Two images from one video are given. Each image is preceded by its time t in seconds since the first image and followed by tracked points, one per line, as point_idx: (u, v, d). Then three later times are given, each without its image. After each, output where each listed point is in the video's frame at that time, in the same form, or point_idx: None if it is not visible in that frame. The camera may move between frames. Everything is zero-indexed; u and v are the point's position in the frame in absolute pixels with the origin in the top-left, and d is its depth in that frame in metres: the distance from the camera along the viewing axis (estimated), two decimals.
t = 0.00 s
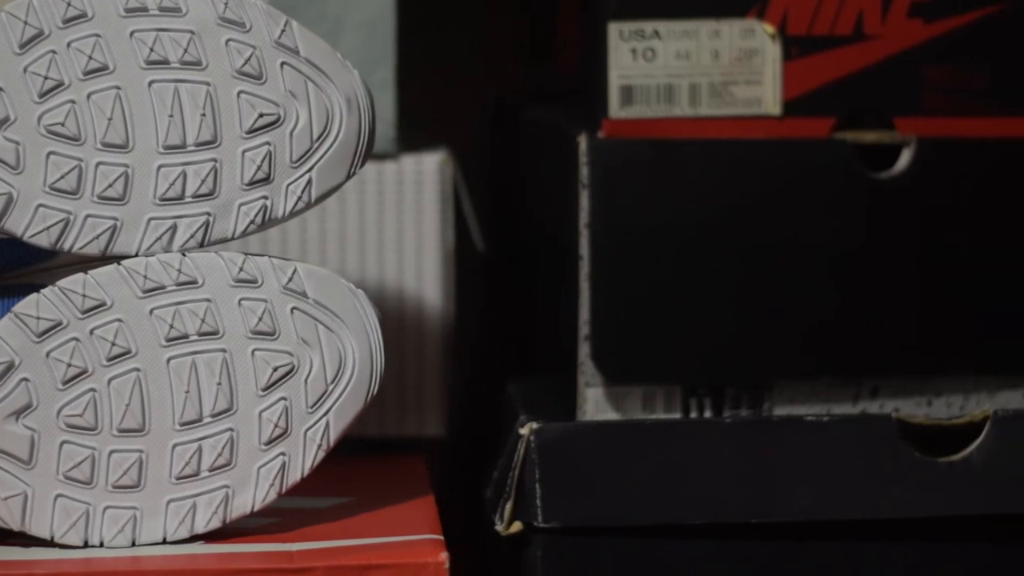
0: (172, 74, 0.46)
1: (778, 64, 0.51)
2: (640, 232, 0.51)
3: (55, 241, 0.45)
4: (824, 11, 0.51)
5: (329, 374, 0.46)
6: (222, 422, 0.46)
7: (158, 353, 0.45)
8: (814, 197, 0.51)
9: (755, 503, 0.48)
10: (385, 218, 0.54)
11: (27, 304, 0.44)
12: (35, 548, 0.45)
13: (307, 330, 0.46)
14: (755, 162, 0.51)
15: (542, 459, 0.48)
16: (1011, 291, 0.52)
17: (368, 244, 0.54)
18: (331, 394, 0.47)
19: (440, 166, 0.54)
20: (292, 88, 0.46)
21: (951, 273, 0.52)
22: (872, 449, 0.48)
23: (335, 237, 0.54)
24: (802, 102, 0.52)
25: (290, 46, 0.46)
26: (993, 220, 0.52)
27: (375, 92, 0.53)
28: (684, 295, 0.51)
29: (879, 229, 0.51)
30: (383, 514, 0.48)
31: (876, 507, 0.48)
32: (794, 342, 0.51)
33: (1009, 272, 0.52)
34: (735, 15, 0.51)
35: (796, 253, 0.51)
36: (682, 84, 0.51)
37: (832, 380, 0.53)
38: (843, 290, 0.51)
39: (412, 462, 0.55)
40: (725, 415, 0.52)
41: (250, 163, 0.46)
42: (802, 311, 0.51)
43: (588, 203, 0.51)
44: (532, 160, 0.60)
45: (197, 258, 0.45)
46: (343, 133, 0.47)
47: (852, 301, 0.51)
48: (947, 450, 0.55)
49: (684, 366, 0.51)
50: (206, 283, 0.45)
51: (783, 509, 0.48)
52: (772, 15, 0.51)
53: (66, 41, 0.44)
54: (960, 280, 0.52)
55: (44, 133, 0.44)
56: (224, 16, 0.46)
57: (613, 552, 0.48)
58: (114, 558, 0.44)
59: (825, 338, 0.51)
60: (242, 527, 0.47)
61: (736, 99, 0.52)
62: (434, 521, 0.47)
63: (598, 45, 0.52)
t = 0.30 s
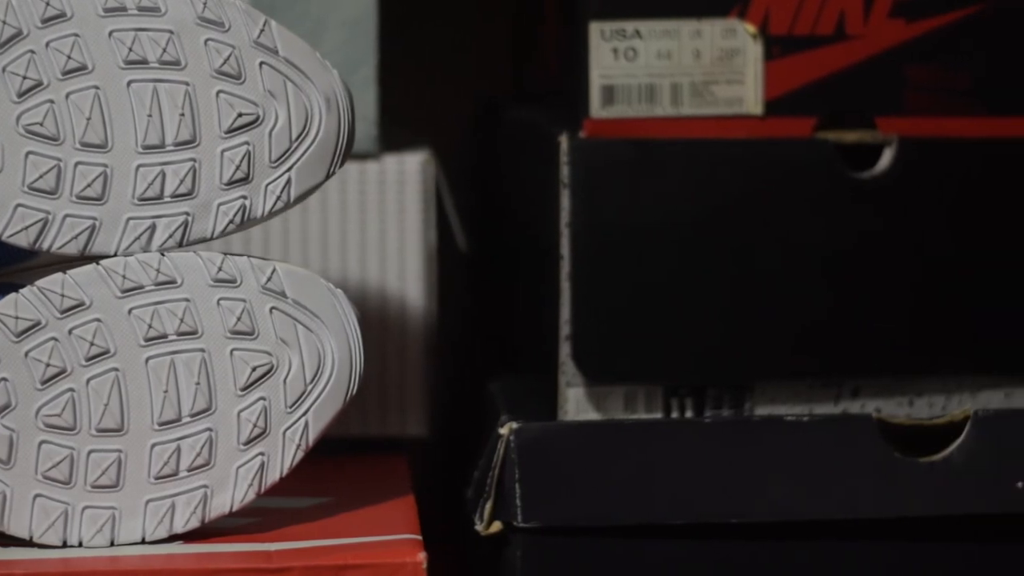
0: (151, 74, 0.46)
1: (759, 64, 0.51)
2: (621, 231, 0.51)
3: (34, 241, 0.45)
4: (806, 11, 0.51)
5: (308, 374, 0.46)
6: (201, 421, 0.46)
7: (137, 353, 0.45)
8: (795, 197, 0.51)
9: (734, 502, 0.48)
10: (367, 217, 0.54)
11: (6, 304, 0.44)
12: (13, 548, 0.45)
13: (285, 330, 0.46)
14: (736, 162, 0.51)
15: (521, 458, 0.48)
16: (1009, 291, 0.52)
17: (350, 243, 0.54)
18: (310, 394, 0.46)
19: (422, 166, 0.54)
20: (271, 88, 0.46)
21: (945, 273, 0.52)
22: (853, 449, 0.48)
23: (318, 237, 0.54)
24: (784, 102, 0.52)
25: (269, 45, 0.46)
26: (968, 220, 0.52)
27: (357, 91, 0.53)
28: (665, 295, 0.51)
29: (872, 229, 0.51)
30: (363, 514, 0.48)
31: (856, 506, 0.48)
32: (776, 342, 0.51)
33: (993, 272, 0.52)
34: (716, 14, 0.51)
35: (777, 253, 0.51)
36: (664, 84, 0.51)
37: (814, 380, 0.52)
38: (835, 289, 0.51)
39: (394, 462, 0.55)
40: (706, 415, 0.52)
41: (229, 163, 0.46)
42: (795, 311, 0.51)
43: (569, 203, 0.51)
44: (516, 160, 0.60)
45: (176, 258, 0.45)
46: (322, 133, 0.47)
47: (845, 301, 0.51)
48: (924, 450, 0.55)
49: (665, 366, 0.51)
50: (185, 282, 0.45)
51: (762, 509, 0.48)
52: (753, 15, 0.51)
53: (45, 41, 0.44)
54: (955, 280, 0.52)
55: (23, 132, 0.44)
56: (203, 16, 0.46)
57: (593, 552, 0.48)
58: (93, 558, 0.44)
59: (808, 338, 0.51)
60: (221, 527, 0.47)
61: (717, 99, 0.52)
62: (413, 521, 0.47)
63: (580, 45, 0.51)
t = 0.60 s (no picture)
0: (130, 73, 0.45)
1: (741, 63, 0.51)
2: (603, 230, 0.51)
3: (13, 240, 0.45)
4: (788, 11, 0.51)
5: (287, 374, 0.46)
6: (180, 421, 0.46)
7: (116, 353, 0.45)
8: (777, 197, 0.51)
9: (715, 502, 0.48)
10: (349, 216, 0.54)
11: None
12: None
13: (264, 330, 0.46)
14: (717, 162, 0.51)
15: (501, 458, 0.48)
16: (998, 291, 0.52)
17: (332, 243, 0.54)
18: (289, 394, 0.46)
19: (405, 165, 0.54)
20: (250, 88, 0.46)
21: (935, 273, 0.52)
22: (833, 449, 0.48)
23: (300, 236, 0.54)
24: (766, 101, 0.52)
25: (248, 45, 0.46)
26: (951, 220, 0.52)
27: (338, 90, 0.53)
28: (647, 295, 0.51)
29: (855, 229, 0.51)
30: (342, 513, 0.48)
31: (836, 507, 0.48)
32: (758, 342, 0.51)
33: (976, 272, 0.52)
34: (698, 13, 0.51)
35: (759, 253, 0.51)
36: (645, 83, 0.51)
37: (796, 380, 0.52)
38: (828, 290, 0.51)
39: (375, 462, 0.55)
40: (688, 415, 0.52)
41: (208, 163, 0.46)
42: (777, 311, 0.51)
43: (550, 203, 0.51)
44: (499, 160, 0.60)
45: (155, 258, 0.45)
46: (301, 133, 0.47)
47: (828, 301, 0.51)
48: (902, 451, 0.55)
49: (647, 366, 0.51)
50: (164, 282, 0.45)
51: (742, 509, 0.48)
52: (735, 15, 0.51)
53: (23, 41, 0.44)
54: (945, 280, 0.52)
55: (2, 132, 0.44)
56: (182, 16, 0.46)
57: (572, 553, 0.48)
58: (72, 558, 0.44)
59: (790, 338, 0.51)
60: (201, 527, 0.47)
61: (699, 98, 0.52)
62: (392, 521, 0.47)
63: (561, 44, 0.51)
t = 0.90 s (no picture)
0: (109, 73, 0.45)
1: (723, 63, 0.51)
2: (585, 230, 0.51)
3: None
4: (769, 11, 0.51)
5: (266, 374, 0.46)
6: (158, 421, 0.46)
7: (95, 354, 0.45)
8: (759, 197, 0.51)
9: (694, 502, 0.48)
10: (332, 216, 0.54)
11: None
12: None
13: (243, 330, 0.46)
14: (699, 162, 0.51)
15: (481, 458, 0.48)
16: (978, 291, 0.52)
17: (314, 243, 0.54)
18: (268, 394, 0.46)
19: (387, 165, 0.54)
20: (229, 88, 0.46)
21: (916, 273, 0.52)
22: (813, 449, 0.48)
23: (281, 236, 0.54)
24: (748, 100, 0.52)
25: (227, 45, 0.46)
26: (932, 220, 0.52)
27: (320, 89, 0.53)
28: (628, 295, 0.51)
29: (836, 229, 0.51)
30: (321, 513, 0.48)
31: (815, 507, 0.48)
32: (739, 343, 0.51)
33: (958, 272, 0.52)
34: (679, 13, 0.51)
35: (741, 253, 0.51)
36: (627, 83, 0.51)
37: (777, 380, 0.52)
38: (810, 290, 0.51)
39: (357, 462, 0.55)
40: (668, 415, 0.52)
41: (187, 163, 0.46)
42: (759, 311, 0.51)
43: (531, 203, 0.51)
44: (481, 161, 0.60)
45: (134, 258, 0.45)
46: (281, 133, 0.47)
47: (809, 301, 0.51)
48: (884, 450, 0.55)
49: (627, 366, 0.51)
50: (143, 282, 0.45)
51: (721, 508, 0.48)
52: (716, 15, 0.51)
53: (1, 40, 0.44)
54: (927, 280, 0.52)
55: None
56: (161, 16, 0.46)
57: (551, 553, 0.48)
58: (50, 558, 0.43)
59: (772, 337, 0.51)
60: (180, 526, 0.47)
61: (681, 98, 0.52)
62: (370, 521, 0.47)
63: (543, 44, 0.51)
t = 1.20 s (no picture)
0: (88, 73, 0.45)
1: (705, 63, 0.51)
2: (566, 230, 0.51)
3: None
4: (751, 11, 0.51)
5: (245, 374, 0.46)
6: (137, 421, 0.46)
7: (74, 354, 0.45)
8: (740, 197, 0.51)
9: (676, 502, 0.48)
10: (313, 216, 0.54)
11: None
12: None
13: (222, 329, 0.46)
14: (682, 161, 0.51)
15: (460, 458, 0.48)
16: (960, 292, 0.52)
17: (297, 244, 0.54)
18: (248, 394, 0.46)
19: (369, 165, 0.54)
20: (209, 87, 0.46)
21: (898, 273, 0.52)
22: (792, 448, 0.48)
23: (264, 236, 0.54)
24: (728, 101, 0.52)
25: (206, 45, 0.46)
26: (913, 220, 0.52)
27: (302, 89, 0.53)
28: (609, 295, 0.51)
29: (818, 229, 0.51)
30: (302, 513, 0.48)
31: (797, 507, 0.48)
32: (720, 343, 0.51)
33: (939, 271, 0.52)
34: (661, 12, 0.51)
35: (723, 253, 0.51)
36: (608, 83, 0.51)
37: (758, 380, 0.53)
38: (791, 290, 0.51)
39: (340, 462, 0.55)
40: (650, 414, 0.52)
41: (166, 163, 0.46)
42: (740, 311, 0.51)
43: (512, 203, 0.51)
44: (466, 161, 0.60)
45: (113, 258, 0.45)
46: (260, 132, 0.47)
47: (790, 301, 0.51)
48: (863, 451, 0.55)
49: (609, 367, 0.51)
50: (122, 282, 0.45)
51: (704, 508, 0.48)
52: (698, 15, 0.51)
53: None
54: (908, 280, 0.52)
55: None
56: (140, 15, 0.46)
57: (534, 554, 0.48)
58: (28, 557, 0.43)
59: (752, 337, 0.51)
60: (160, 527, 0.47)
61: (663, 98, 0.51)
62: (351, 521, 0.47)
63: (525, 44, 0.51)
